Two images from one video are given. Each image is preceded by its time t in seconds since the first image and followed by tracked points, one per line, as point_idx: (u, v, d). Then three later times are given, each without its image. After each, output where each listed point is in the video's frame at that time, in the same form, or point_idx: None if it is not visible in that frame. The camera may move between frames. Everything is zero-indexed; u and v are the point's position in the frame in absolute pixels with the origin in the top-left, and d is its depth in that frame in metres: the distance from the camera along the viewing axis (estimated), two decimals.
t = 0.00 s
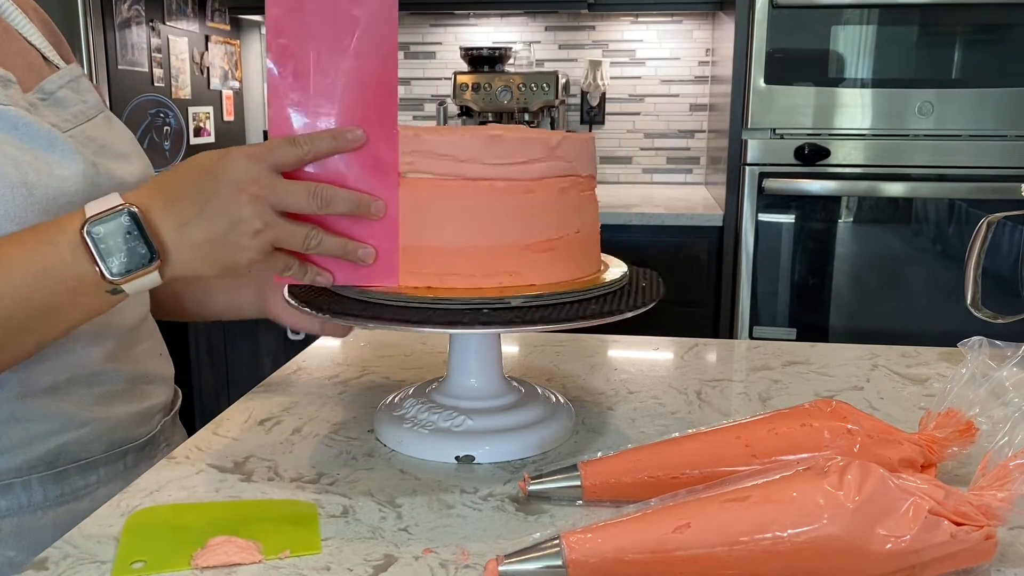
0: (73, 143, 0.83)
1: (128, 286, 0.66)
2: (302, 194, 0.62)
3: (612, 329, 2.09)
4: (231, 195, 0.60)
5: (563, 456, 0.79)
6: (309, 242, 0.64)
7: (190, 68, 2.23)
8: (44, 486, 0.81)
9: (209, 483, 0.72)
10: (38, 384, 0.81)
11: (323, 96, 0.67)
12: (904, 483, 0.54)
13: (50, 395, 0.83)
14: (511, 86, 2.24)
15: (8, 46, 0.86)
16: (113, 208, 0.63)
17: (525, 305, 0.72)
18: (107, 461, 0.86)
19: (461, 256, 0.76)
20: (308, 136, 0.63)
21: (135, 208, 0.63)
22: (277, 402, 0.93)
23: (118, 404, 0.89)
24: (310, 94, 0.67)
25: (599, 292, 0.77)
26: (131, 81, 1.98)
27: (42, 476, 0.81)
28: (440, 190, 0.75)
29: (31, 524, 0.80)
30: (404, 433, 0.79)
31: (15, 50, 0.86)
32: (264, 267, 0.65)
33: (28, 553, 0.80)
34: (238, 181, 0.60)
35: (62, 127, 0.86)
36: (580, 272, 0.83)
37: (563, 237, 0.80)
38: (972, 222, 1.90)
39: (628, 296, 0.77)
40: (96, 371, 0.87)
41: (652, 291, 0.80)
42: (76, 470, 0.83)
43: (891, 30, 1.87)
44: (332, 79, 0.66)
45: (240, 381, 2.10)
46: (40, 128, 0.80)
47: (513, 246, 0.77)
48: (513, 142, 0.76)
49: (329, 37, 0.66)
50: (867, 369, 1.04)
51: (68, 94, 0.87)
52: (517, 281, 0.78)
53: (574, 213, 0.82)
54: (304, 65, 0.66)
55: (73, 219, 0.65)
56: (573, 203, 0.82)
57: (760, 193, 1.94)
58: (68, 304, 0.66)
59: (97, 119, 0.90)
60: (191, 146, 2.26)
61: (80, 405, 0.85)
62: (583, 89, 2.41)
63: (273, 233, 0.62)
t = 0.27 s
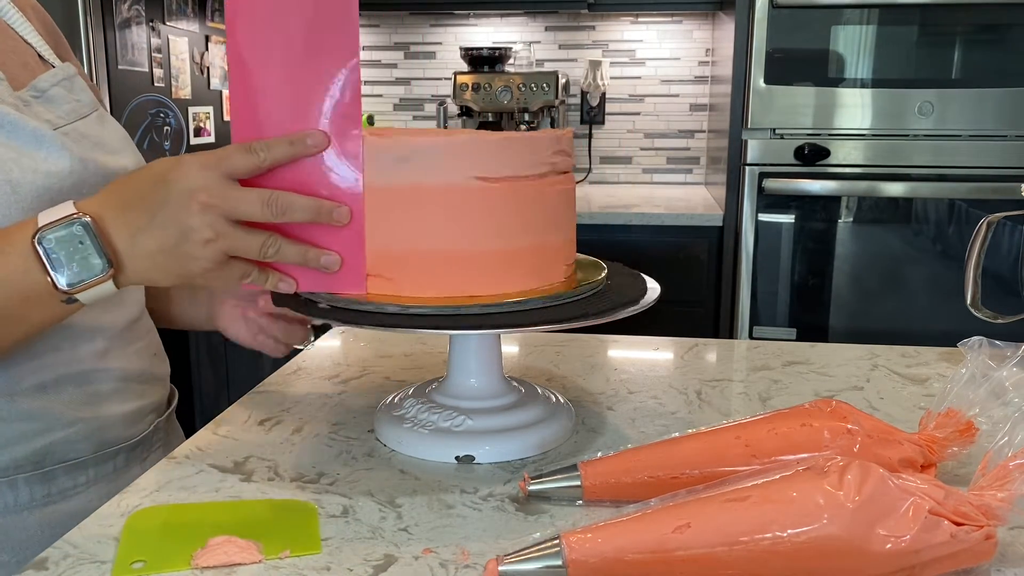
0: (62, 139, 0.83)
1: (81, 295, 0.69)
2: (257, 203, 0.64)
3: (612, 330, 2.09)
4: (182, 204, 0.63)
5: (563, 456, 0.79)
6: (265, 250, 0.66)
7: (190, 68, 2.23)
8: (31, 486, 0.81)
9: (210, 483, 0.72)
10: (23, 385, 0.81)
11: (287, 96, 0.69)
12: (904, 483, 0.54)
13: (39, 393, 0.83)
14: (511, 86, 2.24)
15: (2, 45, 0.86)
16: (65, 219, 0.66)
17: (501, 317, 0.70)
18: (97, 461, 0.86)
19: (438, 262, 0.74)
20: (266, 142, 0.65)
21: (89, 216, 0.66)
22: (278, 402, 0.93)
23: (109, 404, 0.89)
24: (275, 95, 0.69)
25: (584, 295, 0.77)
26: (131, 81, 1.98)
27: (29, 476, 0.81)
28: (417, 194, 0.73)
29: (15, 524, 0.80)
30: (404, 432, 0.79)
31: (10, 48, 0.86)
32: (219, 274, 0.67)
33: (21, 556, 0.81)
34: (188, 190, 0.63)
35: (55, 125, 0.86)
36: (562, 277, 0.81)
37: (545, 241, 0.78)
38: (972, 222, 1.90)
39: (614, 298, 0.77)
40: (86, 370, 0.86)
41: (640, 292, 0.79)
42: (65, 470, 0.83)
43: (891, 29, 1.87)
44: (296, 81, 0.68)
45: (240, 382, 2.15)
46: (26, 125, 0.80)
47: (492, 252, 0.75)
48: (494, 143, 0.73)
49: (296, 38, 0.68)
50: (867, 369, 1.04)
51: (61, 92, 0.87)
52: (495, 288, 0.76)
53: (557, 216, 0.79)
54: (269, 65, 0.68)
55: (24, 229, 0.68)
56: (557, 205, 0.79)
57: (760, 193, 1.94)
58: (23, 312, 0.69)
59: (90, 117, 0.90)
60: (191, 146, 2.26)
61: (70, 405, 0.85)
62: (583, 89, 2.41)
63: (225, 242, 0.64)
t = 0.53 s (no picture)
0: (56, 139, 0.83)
1: (71, 296, 0.68)
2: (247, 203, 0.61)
3: (612, 330, 2.09)
4: (172, 204, 0.61)
5: (563, 456, 0.79)
6: (258, 253, 0.63)
7: (190, 68, 2.23)
8: (30, 486, 0.81)
9: (210, 483, 0.72)
10: (21, 386, 0.81)
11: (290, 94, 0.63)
12: (904, 483, 0.54)
13: (34, 394, 0.83)
14: (511, 86, 2.24)
15: None
16: (54, 220, 0.65)
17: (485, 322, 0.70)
18: (93, 462, 0.86)
19: (431, 268, 0.75)
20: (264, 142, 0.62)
21: (78, 216, 0.64)
22: (278, 402, 0.93)
23: (104, 404, 0.89)
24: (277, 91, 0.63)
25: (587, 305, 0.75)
26: (131, 81, 1.98)
27: (26, 476, 0.81)
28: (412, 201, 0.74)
29: (14, 523, 0.80)
30: (404, 433, 0.79)
31: (7, 46, 0.86)
32: (212, 279, 0.64)
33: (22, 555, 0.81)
34: (179, 190, 0.61)
35: (51, 124, 0.86)
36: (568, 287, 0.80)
37: (545, 250, 0.77)
38: (972, 222, 1.90)
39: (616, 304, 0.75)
40: (82, 371, 0.87)
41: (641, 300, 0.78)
42: (63, 470, 0.83)
43: (891, 30, 1.87)
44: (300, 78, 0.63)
45: (240, 381, 2.16)
46: (21, 125, 0.80)
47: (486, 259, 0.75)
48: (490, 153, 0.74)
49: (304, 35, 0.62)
50: (867, 369, 1.04)
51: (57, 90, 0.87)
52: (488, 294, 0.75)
53: (561, 226, 0.78)
54: (274, 59, 0.62)
55: (14, 230, 0.68)
56: (562, 215, 0.79)
57: (761, 193, 1.94)
58: (14, 313, 0.69)
59: (88, 115, 0.91)
60: (191, 146, 2.26)
61: (66, 405, 0.85)
62: (583, 89, 2.41)
63: (217, 244, 0.62)
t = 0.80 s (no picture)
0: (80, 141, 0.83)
1: (117, 287, 0.68)
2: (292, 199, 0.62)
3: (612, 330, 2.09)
4: (221, 196, 0.61)
5: (563, 457, 0.79)
6: (302, 247, 0.64)
7: (190, 68, 2.23)
8: (46, 486, 0.80)
9: (209, 484, 0.72)
10: (40, 384, 0.81)
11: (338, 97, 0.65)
12: (903, 483, 0.54)
13: (54, 392, 0.83)
14: (511, 86, 2.24)
15: (15, 45, 0.86)
16: (103, 210, 0.65)
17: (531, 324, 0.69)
18: (109, 461, 0.86)
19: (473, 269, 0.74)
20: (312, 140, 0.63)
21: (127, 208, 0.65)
22: (277, 402, 0.93)
23: (119, 404, 0.89)
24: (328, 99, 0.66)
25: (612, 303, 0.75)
26: (131, 81, 1.98)
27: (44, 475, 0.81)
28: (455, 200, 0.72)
29: (32, 524, 0.80)
30: (404, 433, 0.79)
31: (24, 49, 0.86)
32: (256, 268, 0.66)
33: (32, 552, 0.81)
34: (228, 181, 0.61)
35: (71, 128, 0.86)
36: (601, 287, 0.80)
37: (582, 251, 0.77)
38: (972, 222, 1.90)
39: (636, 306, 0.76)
40: (99, 370, 0.87)
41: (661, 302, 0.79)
42: (79, 469, 0.83)
43: (891, 30, 1.87)
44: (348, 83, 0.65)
45: (242, 381, 2.10)
46: (45, 127, 0.80)
47: (527, 260, 0.75)
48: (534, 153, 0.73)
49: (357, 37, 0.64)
50: (867, 369, 1.04)
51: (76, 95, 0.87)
52: (528, 295, 0.75)
53: (597, 227, 0.78)
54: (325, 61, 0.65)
55: (60, 221, 0.67)
56: (599, 216, 0.78)
57: (761, 193, 1.94)
58: (59, 304, 0.69)
59: (105, 118, 0.91)
60: (191, 146, 2.26)
61: (82, 404, 0.85)
62: (584, 89, 2.41)
63: (262, 236, 0.63)
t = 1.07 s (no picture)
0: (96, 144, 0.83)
1: (158, 281, 0.67)
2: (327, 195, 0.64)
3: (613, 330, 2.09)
4: (258, 191, 0.62)
5: (563, 456, 0.79)
6: (335, 242, 0.66)
7: (190, 68, 2.23)
8: (61, 487, 0.81)
9: (209, 484, 0.72)
10: (58, 384, 0.81)
11: (371, 98, 0.69)
12: (903, 483, 0.54)
13: (71, 393, 0.83)
14: (511, 86, 2.24)
15: (24, 47, 0.86)
16: (143, 204, 0.64)
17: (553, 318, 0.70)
18: (123, 462, 0.86)
19: (491, 264, 0.74)
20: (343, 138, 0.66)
21: (165, 203, 0.64)
22: (278, 402, 0.93)
23: (133, 404, 0.89)
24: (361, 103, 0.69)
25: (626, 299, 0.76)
26: (131, 81, 1.98)
27: (59, 476, 0.81)
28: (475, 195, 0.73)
29: (48, 524, 0.80)
30: (404, 432, 0.79)
31: (35, 51, 0.86)
32: (289, 262, 0.67)
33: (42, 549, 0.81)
34: (265, 177, 0.62)
35: (82, 129, 0.86)
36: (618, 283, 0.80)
37: (601, 248, 0.77)
38: (972, 222, 1.90)
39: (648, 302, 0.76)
40: (116, 371, 0.87)
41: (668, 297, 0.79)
42: (93, 471, 0.83)
43: (891, 30, 1.87)
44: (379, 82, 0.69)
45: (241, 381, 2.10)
46: (65, 129, 0.80)
47: (545, 256, 0.75)
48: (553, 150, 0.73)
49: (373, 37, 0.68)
50: (867, 369, 1.04)
51: (88, 96, 0.87)
52: (547, 291, 0.75)
53: (616, 224, 0.79)
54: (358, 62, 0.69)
55: (101, 216, 0.66)
56: (616, 213, 0.79)
57: (760, 193, 1.94)
58: (99, 300, 0.67)
59: (115, 119, 0.91)
60: (191, 146, 2.26)
61: (98, 406, 0.85)
62: (583, 89, 2.41)
63: (298, 231, 0.64)
